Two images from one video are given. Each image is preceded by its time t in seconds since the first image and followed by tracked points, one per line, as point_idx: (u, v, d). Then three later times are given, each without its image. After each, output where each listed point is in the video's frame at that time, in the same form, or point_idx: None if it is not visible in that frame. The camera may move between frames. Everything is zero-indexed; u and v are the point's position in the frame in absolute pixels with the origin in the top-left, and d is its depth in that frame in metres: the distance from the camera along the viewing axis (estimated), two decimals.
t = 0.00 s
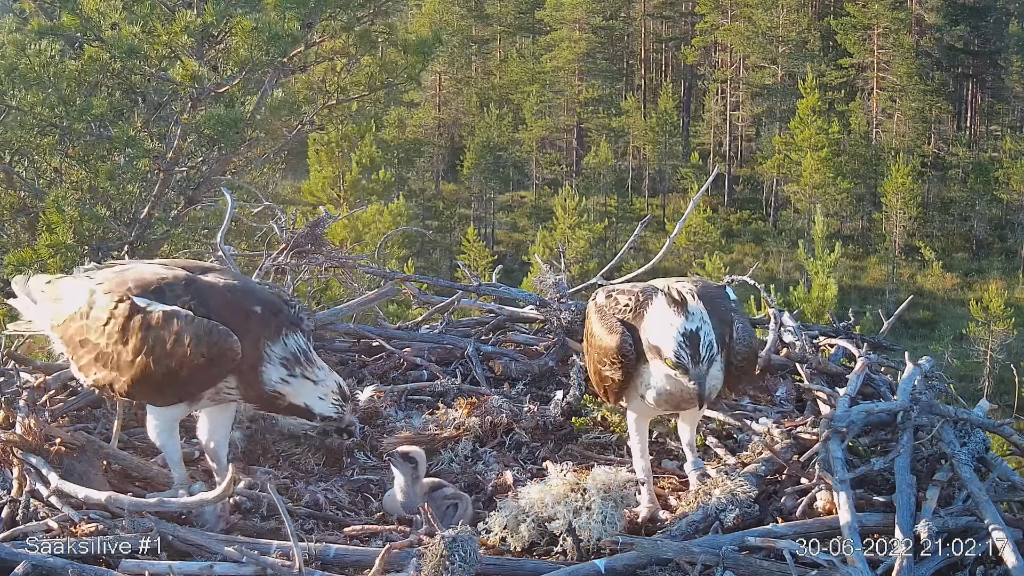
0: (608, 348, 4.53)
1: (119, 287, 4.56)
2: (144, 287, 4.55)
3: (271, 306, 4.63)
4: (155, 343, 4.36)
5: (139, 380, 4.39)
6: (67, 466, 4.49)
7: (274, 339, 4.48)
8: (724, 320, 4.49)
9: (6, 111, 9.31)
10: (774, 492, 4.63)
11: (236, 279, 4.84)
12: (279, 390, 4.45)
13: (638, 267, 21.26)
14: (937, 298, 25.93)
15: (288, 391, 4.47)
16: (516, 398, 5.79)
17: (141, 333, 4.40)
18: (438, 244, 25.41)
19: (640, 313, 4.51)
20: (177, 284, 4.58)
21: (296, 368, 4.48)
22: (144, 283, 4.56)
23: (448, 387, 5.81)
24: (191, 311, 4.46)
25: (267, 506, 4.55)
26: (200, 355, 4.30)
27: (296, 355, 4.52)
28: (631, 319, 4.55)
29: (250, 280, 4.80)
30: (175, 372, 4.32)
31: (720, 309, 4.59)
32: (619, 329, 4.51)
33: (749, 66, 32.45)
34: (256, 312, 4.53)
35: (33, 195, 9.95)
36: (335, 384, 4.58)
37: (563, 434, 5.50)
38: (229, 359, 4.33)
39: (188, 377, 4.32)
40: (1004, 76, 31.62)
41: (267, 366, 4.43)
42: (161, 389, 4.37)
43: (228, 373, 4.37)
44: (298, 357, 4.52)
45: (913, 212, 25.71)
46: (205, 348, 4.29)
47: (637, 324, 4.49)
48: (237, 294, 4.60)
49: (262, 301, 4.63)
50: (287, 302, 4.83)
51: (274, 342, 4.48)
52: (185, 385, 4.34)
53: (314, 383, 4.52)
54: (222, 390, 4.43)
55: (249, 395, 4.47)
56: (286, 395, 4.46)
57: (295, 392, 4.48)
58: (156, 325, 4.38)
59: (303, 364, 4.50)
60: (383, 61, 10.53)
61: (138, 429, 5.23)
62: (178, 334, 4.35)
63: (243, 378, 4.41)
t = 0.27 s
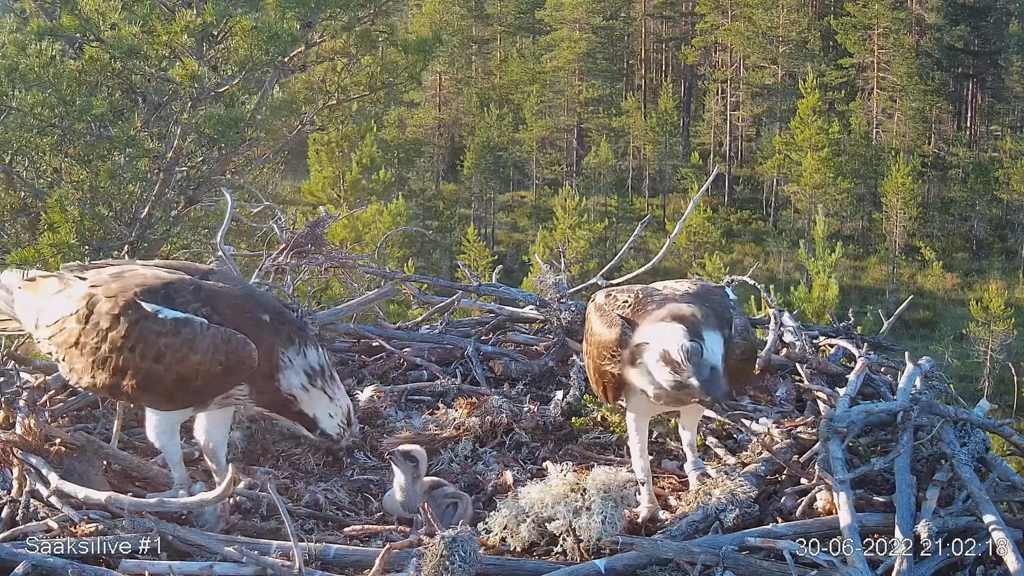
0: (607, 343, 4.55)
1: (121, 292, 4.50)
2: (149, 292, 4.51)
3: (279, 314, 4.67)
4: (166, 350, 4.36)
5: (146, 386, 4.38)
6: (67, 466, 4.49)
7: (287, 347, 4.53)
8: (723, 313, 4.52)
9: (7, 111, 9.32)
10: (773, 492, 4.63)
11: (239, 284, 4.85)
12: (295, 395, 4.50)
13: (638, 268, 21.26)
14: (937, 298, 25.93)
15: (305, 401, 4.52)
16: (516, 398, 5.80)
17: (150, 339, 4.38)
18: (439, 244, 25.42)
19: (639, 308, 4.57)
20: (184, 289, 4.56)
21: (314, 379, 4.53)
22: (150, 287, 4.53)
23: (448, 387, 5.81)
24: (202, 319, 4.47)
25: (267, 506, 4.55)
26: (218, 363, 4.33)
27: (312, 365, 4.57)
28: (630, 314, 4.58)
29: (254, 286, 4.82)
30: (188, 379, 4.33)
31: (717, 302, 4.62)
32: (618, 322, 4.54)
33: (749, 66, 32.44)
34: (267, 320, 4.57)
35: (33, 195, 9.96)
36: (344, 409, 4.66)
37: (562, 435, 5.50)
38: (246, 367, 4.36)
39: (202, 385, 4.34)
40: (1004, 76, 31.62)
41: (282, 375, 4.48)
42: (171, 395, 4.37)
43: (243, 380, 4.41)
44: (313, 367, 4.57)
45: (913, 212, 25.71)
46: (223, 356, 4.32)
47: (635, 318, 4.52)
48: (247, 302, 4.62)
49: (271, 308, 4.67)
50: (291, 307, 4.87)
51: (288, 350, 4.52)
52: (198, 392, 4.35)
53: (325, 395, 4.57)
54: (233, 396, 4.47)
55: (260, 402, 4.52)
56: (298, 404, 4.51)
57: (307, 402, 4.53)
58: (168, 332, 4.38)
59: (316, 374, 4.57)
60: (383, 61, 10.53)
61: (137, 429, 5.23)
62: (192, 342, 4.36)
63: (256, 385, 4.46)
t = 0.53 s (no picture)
0: (613, 344, 4.48)
1: (120, 291, 4.51)
2: (148, 291, 4.51)
3: (278, 314, 4.68)
4: (163, 349, 4.35)
5: (144, 384, 4.36)
6: (68, 466, 4.49)
7: (283, 346, 4.54)
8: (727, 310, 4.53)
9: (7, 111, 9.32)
10: (774, 492, 4.63)
11: (237, 283, 4.85)
12: (291, 391, 4.51)
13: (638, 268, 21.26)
14: (937, 298, 25.91)
15: (300, 400, 4.55)
16: (516, 398, 5.80)
17: (147, 339, 4.37)
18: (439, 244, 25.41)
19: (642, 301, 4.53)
20: (183, 288, 4.57)
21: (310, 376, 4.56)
22: (148, 287, 4.53)
23: (448, 387, 5.80)
24: (200, 318, 4.47)
25: (267, 506, 4.55)
26: (215, 362, 4.33)
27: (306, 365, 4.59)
28: (634, 313, 4.56)
29: (253, 287, 4.82)
30: (185, 378, 4.33)
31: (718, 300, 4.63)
32: (623, 322, 4.47)
33: (749, 66, 32.43)
34: (264, 320, 4.57)
35: (33, 195, 9.96)
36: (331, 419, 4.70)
37: (562, 434, 5.50)
38: (242, 366, 4.37)
39: (198, 384, 4.34)
40: (1004, 76, 31.60)
41: (279, 372, 4.50)
42: (169, 394, 4.36)
43: (238, 380, 4.42)
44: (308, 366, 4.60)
45: (913, 212, 25.71)
46: (220, 356, 4.32)
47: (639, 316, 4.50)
48: (243, 301, 4.63)
49: (269, 308, 4.68)
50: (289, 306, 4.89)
51: (284, 350, 4.54)
52: (195, 390, 4.35)
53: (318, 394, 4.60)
54: (228, 395, 4.47)
55: (255, 401, 4.52)
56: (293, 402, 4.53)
57: (301, 402, 4.56)
58: (165, 331, 4.37)
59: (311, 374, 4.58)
60: (383, 61, 10.53)
61: (138, 429, 5.23)
62: (188, 340, 4.35)
63: (252, 384, 4.47)
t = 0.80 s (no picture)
0: (612, 346, 4.46)
1: (120, 291, 4.50)
2: (148, 291, 4.51)
3: (277, 315, 4.69)
4: (164, 350, 4.36)
5: (144, 385, 4.37)
6: (67, 466, 4.49)
7: (284, 347, 4.55)
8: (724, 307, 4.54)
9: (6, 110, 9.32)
10: (774, 492, 4.63)
11: (237, 283, 4.86)
12: (284, 396, 4.50)
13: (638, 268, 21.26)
14: (937, 298, 25.91)
15: (295, 400, 4.52)
16: (516, 398, 5.80)
17: (149, 339, 4.38)
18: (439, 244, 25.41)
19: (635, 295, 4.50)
20: (183, 289, 4.57)
21: (305, 377, 4.54)
22: (148, 287, 4.53)
23: (448, 387, 5.80)
24: (202, 319, 4.48)
25: (267, 506, 4.55)
26: (217, 363, 4.35)
27: (304, 364, 4.57)
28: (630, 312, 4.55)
29: (252, 287, 4.83)
30: (186, 379, 4.34)
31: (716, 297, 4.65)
32: (624, 325, 4.44)
33: (749, 66, 32.42)
34: (264, 321, 4.58)
35: (32, 195, 9.96)
36: (336, 401, 4.65)
37: (562, 434, 5.50)
38: (244, 367, 4.39)
39: (199, 385, 4.35)
40: (1004, 76, 31.59)
41: (275, 373, 4.49)
42: (170, 395, 4.36)
43: (240, 380, 4.43)
44: (306, 365, 4.58)
45: (913, 212, 25.71)
46: (223, 357, 4.34)
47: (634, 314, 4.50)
48: (244, 301, 4.64)
49: (269, 308, 4.69)
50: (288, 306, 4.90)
51: (283, 350, 4.54)
52: (196, 391, 4.36)
53: (317, 390, 4.57)
54: (229, 395, 4.48)
55: (255, 402, 4.53)
56: (290, 403, 4.51)
57: (296, 400, 4.53)
58: (166, 332, 4.38)
59: (311, 374, 4.58)
60: (382, 61, 10.54)
61: (137, 429, 5.23)
62: (190, 342, 4.37)
63: (253, 385, 4.48)
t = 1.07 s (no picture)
0: (608, 350, 4.46)
1: (123, 292, 4.49)
2: (151, 291, 4.51)
3: (280, 314, 4.71)
4: (170, 351, 4.36)
5: (149, 386, 4.37)
6: (67, 466, 4.49)
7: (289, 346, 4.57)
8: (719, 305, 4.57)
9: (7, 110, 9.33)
10: (774, 491, 4.63)
11: (239, 283, 4.87)
12: (291, 390, 4.53)
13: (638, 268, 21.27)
14: (937, 298, 25.91)
15: (301, 390, 4.54)
16: (516, 398, 5.80)
17: (154, 340, 4.38)
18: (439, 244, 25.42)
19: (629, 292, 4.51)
20: (187, 290, 4.56)
21: (305, 366, 4.58)
22: (151, 287, 4.52)
23: (447, 387, 5.80)
24: (206, 319, 4.49)
25: (267, 506, 4.55)
26: (224, 363, 4.35)
27: (306, 358, 4.61)
28: (625, 314, 4.55)
29: (253, 287, 4.83)
30: (192, 380, 4.34)
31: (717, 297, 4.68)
32: (619, 329, 4.45)
33: (749, 66, 32.41)
34: (268, 320, 4.60)
35: (33, 196, 9.96)
36: (342, 383, 4.68)
37: (562, 434, 5.50)
38: (252, 366, 4.39)
39: (206, 385, 4.36)
40: (1004, 76, 31.59)
41: (279, 367, 4.53)
42: (175, 396, 4.36)
43: (246, 381, 4.44)
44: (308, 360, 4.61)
45: (913, 212, 25.71)
46: (231, 357, 4.34)
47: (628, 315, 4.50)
48: (247, 301, 4.65)
49: (272, 308, 4.71)
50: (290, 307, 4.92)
51: (287, 350, 4.57)
52: (203, 391, 4.37)
53: (320, 380, 4.60)
54: (235, 395, 4.49)
55: (261, 401, 4.55)
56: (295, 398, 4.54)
57: (303, 391, 4.55)
58: (173, 334, 4.38)
59: (315, 371, 4.61)
60: (382, 61, 10.54)
61: (137, 429, 5.23)
62: (197, 343, 4.37)
63: (259, 383, 4.50)
